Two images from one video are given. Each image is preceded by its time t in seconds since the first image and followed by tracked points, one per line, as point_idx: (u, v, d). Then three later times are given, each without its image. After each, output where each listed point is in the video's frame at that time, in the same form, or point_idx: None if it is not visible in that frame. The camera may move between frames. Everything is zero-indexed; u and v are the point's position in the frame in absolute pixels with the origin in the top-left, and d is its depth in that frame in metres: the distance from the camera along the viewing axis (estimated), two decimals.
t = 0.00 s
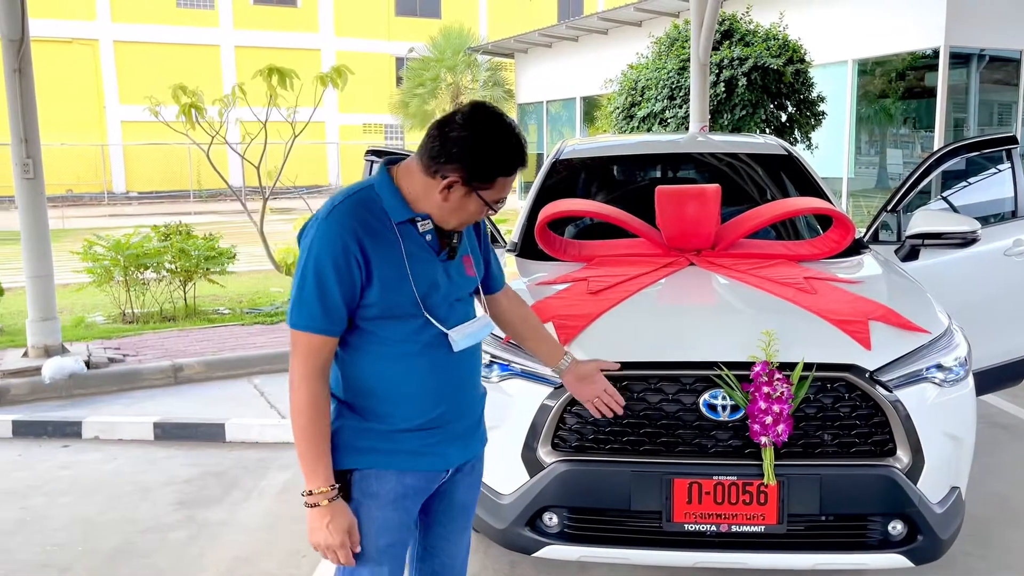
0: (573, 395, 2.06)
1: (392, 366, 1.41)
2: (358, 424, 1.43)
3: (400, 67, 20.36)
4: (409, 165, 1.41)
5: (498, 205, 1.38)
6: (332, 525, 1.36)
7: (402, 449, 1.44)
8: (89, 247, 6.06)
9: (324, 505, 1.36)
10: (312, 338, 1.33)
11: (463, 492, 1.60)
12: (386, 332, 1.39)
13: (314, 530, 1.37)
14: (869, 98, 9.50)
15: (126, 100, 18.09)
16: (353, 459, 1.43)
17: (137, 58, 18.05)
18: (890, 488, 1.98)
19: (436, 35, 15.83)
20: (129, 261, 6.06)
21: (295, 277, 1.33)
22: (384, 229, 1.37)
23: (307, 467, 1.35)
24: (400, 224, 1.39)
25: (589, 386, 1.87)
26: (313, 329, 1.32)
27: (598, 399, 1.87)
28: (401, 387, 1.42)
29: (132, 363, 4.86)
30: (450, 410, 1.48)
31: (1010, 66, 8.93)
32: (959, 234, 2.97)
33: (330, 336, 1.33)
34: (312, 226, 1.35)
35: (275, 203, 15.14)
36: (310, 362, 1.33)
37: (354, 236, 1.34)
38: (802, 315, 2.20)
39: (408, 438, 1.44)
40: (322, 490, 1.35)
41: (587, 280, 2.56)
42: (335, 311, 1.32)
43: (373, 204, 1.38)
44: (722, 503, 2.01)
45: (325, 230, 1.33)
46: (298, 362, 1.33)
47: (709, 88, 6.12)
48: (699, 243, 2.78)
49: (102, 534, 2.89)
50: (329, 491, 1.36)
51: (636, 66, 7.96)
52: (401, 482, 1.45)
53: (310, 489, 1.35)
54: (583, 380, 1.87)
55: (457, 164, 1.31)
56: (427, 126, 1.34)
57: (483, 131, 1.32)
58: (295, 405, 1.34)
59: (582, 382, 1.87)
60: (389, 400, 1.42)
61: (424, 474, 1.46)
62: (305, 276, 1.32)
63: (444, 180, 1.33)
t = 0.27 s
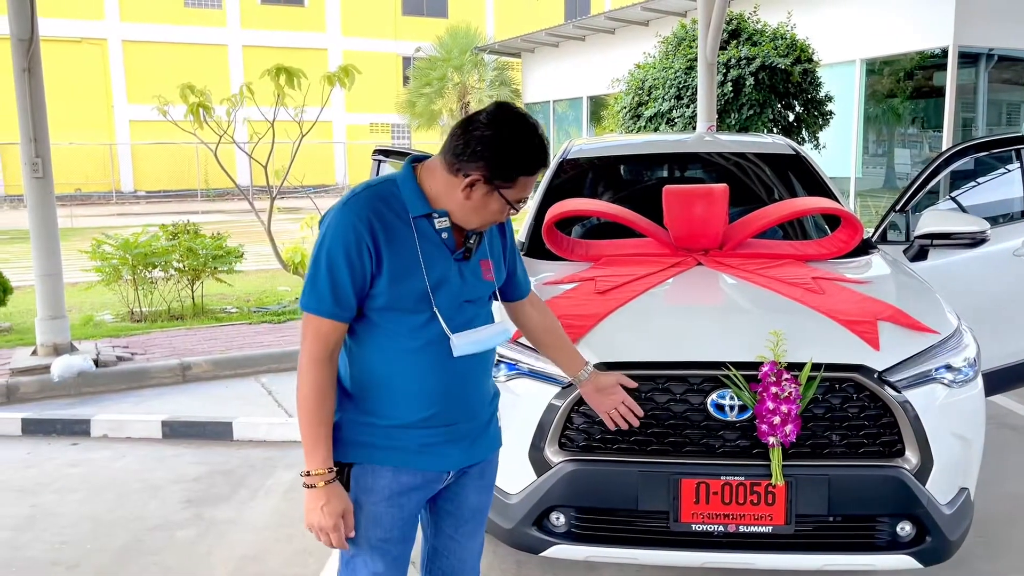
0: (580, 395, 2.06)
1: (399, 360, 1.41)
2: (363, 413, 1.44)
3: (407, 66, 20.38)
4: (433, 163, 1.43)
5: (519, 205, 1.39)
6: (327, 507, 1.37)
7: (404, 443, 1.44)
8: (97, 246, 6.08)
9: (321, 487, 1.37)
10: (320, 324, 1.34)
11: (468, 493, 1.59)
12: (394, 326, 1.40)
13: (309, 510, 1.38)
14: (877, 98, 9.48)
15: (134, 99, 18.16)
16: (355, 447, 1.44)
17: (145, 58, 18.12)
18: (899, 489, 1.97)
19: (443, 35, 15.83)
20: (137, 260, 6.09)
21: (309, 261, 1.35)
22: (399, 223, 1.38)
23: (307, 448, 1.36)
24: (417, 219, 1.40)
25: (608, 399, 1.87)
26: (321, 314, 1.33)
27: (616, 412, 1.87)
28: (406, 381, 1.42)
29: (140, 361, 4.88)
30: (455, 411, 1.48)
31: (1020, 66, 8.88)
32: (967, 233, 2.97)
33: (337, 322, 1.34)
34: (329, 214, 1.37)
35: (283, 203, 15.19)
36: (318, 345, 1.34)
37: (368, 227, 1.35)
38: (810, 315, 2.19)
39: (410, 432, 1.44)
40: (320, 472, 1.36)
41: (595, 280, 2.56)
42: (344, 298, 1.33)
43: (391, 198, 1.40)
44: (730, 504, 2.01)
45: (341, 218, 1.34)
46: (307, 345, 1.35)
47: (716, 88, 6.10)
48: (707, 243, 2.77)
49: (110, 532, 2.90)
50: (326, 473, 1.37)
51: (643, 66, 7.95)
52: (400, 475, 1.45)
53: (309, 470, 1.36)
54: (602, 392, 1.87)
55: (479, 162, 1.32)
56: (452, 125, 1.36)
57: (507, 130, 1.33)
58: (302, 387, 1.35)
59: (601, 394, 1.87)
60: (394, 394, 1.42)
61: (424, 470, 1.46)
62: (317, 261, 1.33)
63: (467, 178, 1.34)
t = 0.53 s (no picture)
0: (587, 394, 2.06)
1: (408, 355, 1.41)
2: (373, 408, 1.44)
3: (412, 64, 20.40)
4: (442, 158, 1.44)
5: (529, 199, 1.40)
6: (335, 501, 1.38)
7: (412, 438, 1.44)
8: (104, 244, 6.10)
9: (330, 480, 1.38)
10: (330, 317, 1.34)
11: (477, 493, 1.59)
12: (403, 321, 1.40)
13: (317, 503, 1.39)
14: (884, 96, 9.45)
15: (141, 98, 18.23)
16: (365, 442, 1.45)
17: (151, 56, 18.17)
18: (905, 488, 1.97)
19: (449, 33, 15.81)
20: (144, 258, 6.10)
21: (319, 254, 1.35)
22: (409, 218, 1.39)
23: (317, 441, 1.37)
24: (427, 213, 1.40)
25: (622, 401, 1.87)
26: (331, 307, 1.34)
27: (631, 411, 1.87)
28: (414, 377, 1.42)
29: (147, 359, 4.90)
30: (464, 408, 1.48)
31: None
32: (975, 232, 2.95)
33: (346, 315, 1.35)
34: (340, 207, 1.37)
35: (289, 201, 15.22)
36: (327, 339, 1.35)
37: (377, 220, 1.36)
38: (817, 314, 2.19)
39: (419, 427, 1.44)
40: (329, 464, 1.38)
41: (601, 279, 2.56)
42: (353, 291, 1.34)
43: (402, 192, 1.41)
44: (736, 502, 2.01)
45: (351, 212, 1.35)
46: (317, 338, 1.36)
47: (723, 86, 6.09)
48: (714, 242, 2.77)
49: (117, 529, 2.92)
50: (335, 466, 1.38)
51: (649, 64, 7.94)
52: (409, 471, 1.45)
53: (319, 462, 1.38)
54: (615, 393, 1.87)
55: (492, 155, 1.34)
56: (463, 120, 1.38)
57: (519, 124, 1.35)
58: (312, 379, 1.36)
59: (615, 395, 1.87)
60: (403, 389, 1.42)
61: (433, 465, 1.46)
62: (327, 254, 1.34)
63: (479, 171, 1.35)
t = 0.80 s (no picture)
0: (591, 390, 2.06)
1: (418, 350, 1.41)
2: (384, 404, 1.44)
3: (416, 60, 20.39)
4: (450, 153, 1.45)
5: (538, 191, 1.40)
6: (355, 498, 1.38)
7: (423, 434, 1.44)
8: (109, 240, 6.12)
9: (348, 478, 1.38)
10: (342, 312, 1.35)
11: (487, 490, 1.60)
12: (414, 316, 1.40)
13: (336, 502, 1.39)
14: (889, 92, 9.42)
15: (145, 94, 18.25)
16: (377, 438, 1.45)
17: (155, 52, 18.19)
18: (910, 484, 1.97)
19: (452, 29, 15.78)
20: (149, 254, 6.11)
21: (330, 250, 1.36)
22: (419, 213, 1.39)
23: (332, 438, 1.37)
24: (436, 207, 1.41)
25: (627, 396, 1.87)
26: (343, 302, 1.34)
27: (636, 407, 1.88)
28: (425, 372, 1.42)
29: (152, 355, 4.91)
30: (473, 403, 1.48)
31: None
32: (980, 230, 2.96)
33: (358, 311, 1.35)
34: (351, 202, 1.38)
35: (292, 197, 15.23)
36: (340, 334, 1.35)
37: (388, 216, 1.36)
38: (822, 311, 2.19)
39: (431, 422, 1.44)
40: (346, 461, 1.37)
41: (605, 275, 2.56)
42: (365, 286, 1.34)
43: (411, 188, 1.41)
44: (740, 499, 2.01)
45: (362, 207, 1.35)
46: (330, 334, 1.36)
47: (727, 82, 6.08)
48: (718, 238, 2.77)
49: (123, 524, 2.93)
50: (353, 464, 1.38)
51: (653, 60, 7.93)
52: (421, 467, 1.45)
53: (336, 460, 1.37)
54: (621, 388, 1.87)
55: (501, 148, 1.34)
56: (471, 115, 1.38)
57: (528, 117, 1.35)
58: (326, 374, 1.36)
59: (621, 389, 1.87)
60: (413, 385, 1.43)
61: (444, 460, 1.46)
62: (339, 249, 1.34)
63: (488, 165, 1.36)
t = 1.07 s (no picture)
0: (592, 384, 2.07)
1: (425, 342, 1.42)
2: (390, 397, 1.45)
3: (417, 55, 20.37)
4: (454, 144, 1.45)
5: (543, 180, 1.41)
6: (366, 491, 1.38)
7: (430, 427, 1.45)
8: (111, 235, 6.12)
9: (359, 470, 1.38)
10: (350, 304, 1.35)
11: (492, 485, 1.60)
12: (420, 308, 1.40)
13: (347, 495, 1.39)
14: (891, 87, 9.40)
15: (146, 89, 18.26)
16: (384, 430, 1.45)
17: (156, 47, 18.18)
18: (910, 478, 1.97)
19: (454, 23, 15.75)
20: (150, 249, 6.12)
21: (337, 241, 1.36)
22: (424, 204, 1.40)
23: (342, 431, 1.38)
24: (442, 199, 1.41)
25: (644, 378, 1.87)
26: (350, 294, 1.34)
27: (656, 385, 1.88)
28: (431, 364, 1.43)
29: (153, 350, 4.92)
30: (479, 395, 1.48)
31: None
32: (982, 224, 2.94)
33: (366, 303, 1.35)
34: (357, 194, 1.38)
35: (294, 192, 15.22)
36: (348, 326, 1.35)
37: (394, 207, 1.36)
38: (823, 305, 2.19)
39: (437, 414, 1.45)
40: (357, 454, 1.38)
41: (606, 270, 2.56)
42: (372, 278, 1.34)
43: (416, 179, 1.41)
44: (741, 492, 2.01)
45: (368, 199, 1.35)
46: (337, 326, 1.36)
47: (729, 76, 6.06)
48: (719, 232, 2.76)
49: (125, 517, 2.94)
50: (364, 456, 1.38)
51: (655, 54, 7.91)
52: (427, 460, 1.46)
53: (346, 453, 1.38)
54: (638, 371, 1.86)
55: (505, 138, 1.34)
56: (474, 106, 1.38)
57: (530, 106, 1.36)
58: (333, 366, 1.37)
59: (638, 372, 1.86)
60: (419, 376, 1.43)
61: (451, 452, 1.47)
62: (346, 240, 1.34)
63: (493, 155, 1.36)
